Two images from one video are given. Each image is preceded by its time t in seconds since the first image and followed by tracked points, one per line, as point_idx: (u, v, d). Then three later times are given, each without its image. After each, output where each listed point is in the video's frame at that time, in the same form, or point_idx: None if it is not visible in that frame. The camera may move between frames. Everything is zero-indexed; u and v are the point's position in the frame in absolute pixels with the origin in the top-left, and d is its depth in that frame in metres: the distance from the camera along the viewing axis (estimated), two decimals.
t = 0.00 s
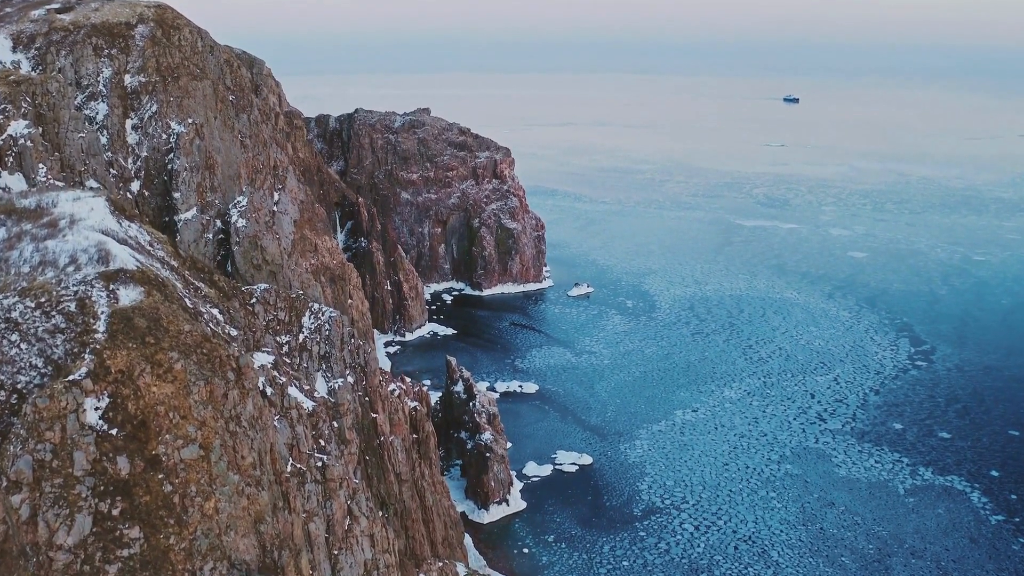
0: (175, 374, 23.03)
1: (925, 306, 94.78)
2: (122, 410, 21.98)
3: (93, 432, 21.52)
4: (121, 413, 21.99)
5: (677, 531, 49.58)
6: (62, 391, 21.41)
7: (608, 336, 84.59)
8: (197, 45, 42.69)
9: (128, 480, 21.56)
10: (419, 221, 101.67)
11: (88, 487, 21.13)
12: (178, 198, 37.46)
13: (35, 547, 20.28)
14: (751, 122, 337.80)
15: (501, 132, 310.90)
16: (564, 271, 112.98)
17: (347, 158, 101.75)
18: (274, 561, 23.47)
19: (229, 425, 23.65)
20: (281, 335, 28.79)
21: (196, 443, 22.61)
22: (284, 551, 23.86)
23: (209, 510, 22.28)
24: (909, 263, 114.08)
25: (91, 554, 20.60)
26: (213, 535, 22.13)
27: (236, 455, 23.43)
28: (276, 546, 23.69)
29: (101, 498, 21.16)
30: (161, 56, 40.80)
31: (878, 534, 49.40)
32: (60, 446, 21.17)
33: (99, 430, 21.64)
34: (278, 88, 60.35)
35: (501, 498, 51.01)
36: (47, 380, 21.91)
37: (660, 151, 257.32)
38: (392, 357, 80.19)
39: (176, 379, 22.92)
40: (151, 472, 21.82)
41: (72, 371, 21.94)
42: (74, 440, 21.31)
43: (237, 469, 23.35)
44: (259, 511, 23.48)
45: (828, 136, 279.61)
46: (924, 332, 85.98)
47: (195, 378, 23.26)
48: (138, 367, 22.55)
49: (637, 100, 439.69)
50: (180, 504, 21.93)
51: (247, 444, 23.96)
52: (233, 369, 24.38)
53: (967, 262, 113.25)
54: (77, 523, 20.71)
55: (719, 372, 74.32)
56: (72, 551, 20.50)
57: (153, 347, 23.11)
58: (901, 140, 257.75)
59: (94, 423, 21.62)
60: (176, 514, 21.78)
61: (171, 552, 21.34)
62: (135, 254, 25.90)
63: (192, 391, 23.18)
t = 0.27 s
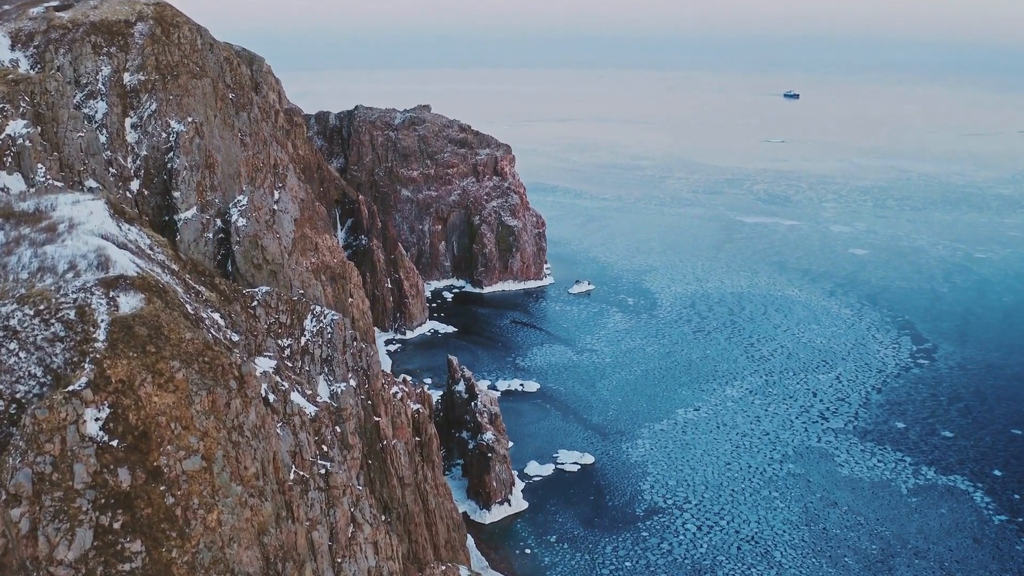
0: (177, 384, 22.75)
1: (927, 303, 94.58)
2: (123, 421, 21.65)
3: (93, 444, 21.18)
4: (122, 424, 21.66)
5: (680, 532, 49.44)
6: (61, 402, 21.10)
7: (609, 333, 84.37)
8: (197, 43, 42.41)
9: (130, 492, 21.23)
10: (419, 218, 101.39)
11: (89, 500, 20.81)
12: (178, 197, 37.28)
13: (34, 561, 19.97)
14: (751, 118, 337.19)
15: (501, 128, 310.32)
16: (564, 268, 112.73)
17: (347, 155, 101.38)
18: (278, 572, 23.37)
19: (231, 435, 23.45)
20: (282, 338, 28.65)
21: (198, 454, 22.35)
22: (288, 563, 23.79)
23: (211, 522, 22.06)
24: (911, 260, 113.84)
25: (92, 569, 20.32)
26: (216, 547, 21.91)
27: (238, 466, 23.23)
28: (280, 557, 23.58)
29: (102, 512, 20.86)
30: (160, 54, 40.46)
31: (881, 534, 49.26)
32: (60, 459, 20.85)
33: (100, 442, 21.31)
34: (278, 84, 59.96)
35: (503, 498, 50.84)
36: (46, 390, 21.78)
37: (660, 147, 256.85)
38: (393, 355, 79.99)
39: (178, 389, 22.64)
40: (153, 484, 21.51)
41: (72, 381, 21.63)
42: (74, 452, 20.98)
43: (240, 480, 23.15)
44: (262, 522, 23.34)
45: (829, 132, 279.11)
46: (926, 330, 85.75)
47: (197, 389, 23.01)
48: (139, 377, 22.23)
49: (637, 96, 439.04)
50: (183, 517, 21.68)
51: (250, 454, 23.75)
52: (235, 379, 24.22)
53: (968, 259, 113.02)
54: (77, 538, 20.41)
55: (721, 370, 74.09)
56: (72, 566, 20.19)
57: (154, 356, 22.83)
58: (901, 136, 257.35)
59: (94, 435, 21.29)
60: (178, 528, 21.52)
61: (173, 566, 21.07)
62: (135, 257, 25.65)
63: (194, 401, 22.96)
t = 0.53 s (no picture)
0: (179, 395, 22.84)
1: (929, 301, 94.32)
2: (125, 432, 21.70)
3: (93, 457, 21.17)
4: (123, 436, 21.69)
5: (682, 532, 49.29)
6: (61, 415, 21.08)
7: (610, 331, 84.17)
8: (196, 41, 42.34)
9: (132, 504, 21.26)
10: (419, 216, 101.10)
11: (90, 514, 20.74)
12: (179, 197, 37.34)
13: None
14: (751, 113, 336.42)
15: (500, 124, 309.44)
16: (565, 266, 112.42)
17: (347, 153, 100.97)
18: None
19: (234, 446, 23.51)
20: (284, 342, 28.54)
21: (201, 466, 22.42)
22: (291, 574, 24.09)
23: (214, 535, 22.11)
24: (912, 257, 113.53)
25: None
26: (220, 561, 21.99)
27: (241, 477, 23.31)
28: (283, 569, 23.84)
29: (103, 525, 20.79)
30: (160, 53, 40.27)
31: (884, 534, 49.14)
32: (60, 472, 20.80)
33: (100, 454, 21.31)
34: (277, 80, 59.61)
35: (505, 498, 50.62)
36: (45, 400, 21.65)
37: (661, 143, 256.21)
38: (393, 353, 79.80)
39: (180, 400, 22.75)
40: (155, 497, 21.55)
41: (72, 392, 21.61)
42: (74, 465, 20.95)
43: (243, 492, 23.24)
44: (266, 534, 23.54)
45: (830, 128, 278.32)
46: (927, 328, 85.56)
47: (199, 399, 23.10)
48: (140, 388, 22.31)
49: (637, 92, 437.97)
50: (185, 530, 21.70)
51: (253, 465, 23.82)
52: (238, 388, 24.32)
53: (970, 256, 112.72)
54: (79, 553, 20.31)
55: (723, 369, 73.87)
56: None
57: (155, 365, 22.93)
58: (902, 132, 256.64)
59: (95, 447, 21.29)
60: (181, 541, 21.52)
61: None
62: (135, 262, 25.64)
63: (196, 411, 23.03)
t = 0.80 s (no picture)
0: (181, 406, 22.79)
1: (930, 299, 94.08)
2: (127, 445, 21.55)
3: (95, 470, 20.99)
4: (125, 448, 21.55)
5: (685, 532, 49.12)
6: (62, 427, 20.89)
7: (612, 329, 83.94)
8: (196, 39, 42.20)
9: (135, 518, 21.09)
10: (420, 213, 100.79)
11: (92, 528, 20.59)
12: (179, 196, 36.92)
13: None
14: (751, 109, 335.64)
15: (500, 120, 308.54)
16: (566, 263, 112.13)
17: (347, 150, 100.60)
18: None
19: (238, 458, 23.38)
20: (286, 346, 28.45)
21: (204, 479, 22.36)
22: None
23: (219, 549, 21.97)
24: (914, 254, 113.27)
25: None
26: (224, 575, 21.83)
27: (245, 490, 23.19)
28: None
29: (106, 540, 20.64)
30: (159, 51, 40.20)
31: (887, 535, 48.97)
32: (61, 486, 20.59)
33: (102, 467, 21.15)
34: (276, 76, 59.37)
35: (507, 499, 50.40)
36: (46, 412, 21.45)
37: (661, 140, 255.73)
38: (394, 352, 79.58)
39: (183, 411, 22.70)
40: (158, 510, 21.41)
41: (73, 404, 21.45)
42: (75, 479, 20.75)
43: (247, 505, 23.12)
44: (271, 547, 23.32)
45: (830, 124, 277.77)
46: (929, 326, 85.33)
47: (202, 410, 23.03)
48: (142, 399, 22.19)
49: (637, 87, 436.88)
50: (189, 544, 21.55)
51: (257, 476, 23.72)
52: (241, 398, 24.14)
53: (971, 254, 112.46)
54: (81, 568, 20.17)
55: (725, 367, 73.65)
56: None
57: (157, 376, 22.80)
58: (903, 129, 256.03)
59: (97, 460, 21.11)
60: (185, 555, 21.38)
61: None
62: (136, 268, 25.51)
63: (199, 423, 22.98)
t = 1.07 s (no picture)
0: (184, 417, 22.43)
1: (932, 296, 93.88)
2: (129, 458, 21.27)
3: (97, 484, 20.66)
4: (128, 461, 21.25)
5: (687, 533, 48.95)
6: (63, 441, 20.60)
7: (613, 328, 83.72)
8: (196, 37, 42.05)
9: (137, 533, 20.68)
10: (420, 211, 100.55)
11: (95, 544, 20.19)
12: (179, 195, 36.63)
13: None
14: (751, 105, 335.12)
15: (500, 116, 308.04)
16: (566, 260, 111.94)
17: (347, 147, 100.18)
18: None
19: (242, 470, 22.99)
20: (289, 350, 28.72)
21: (208, 492, 21.96)
22: None
23: (223, 563, 21.55)
24: (915, 252, 113.10)
25: None
26: None
27: (250, 503, 22.72)
28: None
29: (109, 556, 20.24)
30: (159, 49, 39.95)
31: (890, 535, 48.80)
32: (63, 501, 20.24)
33: (105, 481, 20.82)
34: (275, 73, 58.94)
35: (509, 499, 50.24)
36: (47, 424, 21.17)
37: (661, 136, 255.29)
38: (395, 350, 79.38)
39: (186, 423, 22.33)
40: (161, 524, 21.02)
41: (74, 417, 21.21)
42: (77, 494, 20.40)
43: (252, 518, 22.64)
44: (276, 560, 22.76)
45: (830, 120, 277.44)
46: (931, 324, 85.07)
47: (205, 422, 22.67)
48: (145, 411, 21.92)
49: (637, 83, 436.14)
50: (193, 559, 21.13)
51: (262, 489, 23.26)
52: (245, 409, 23.73)
53: (973, 251, 112.16)
54: None
55: (727, 366, 73.45)
56: None
57: (160, 387, 22.50)
58: (903, 124, 255.71)
59: (98, 474, 20.79)
60: (189, 570, 20.97)
61: None
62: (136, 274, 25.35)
63: (203, 435, 22.58)
